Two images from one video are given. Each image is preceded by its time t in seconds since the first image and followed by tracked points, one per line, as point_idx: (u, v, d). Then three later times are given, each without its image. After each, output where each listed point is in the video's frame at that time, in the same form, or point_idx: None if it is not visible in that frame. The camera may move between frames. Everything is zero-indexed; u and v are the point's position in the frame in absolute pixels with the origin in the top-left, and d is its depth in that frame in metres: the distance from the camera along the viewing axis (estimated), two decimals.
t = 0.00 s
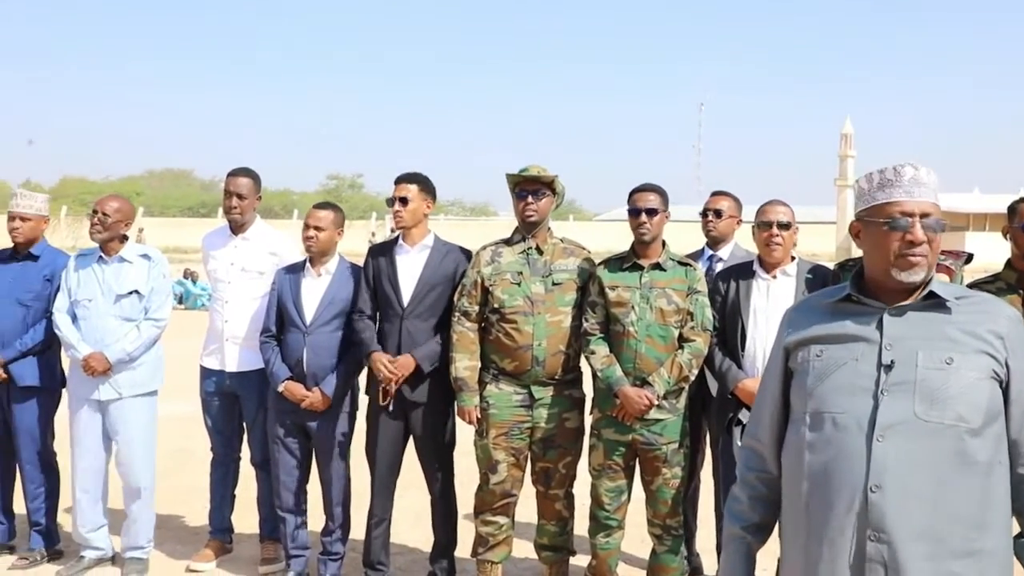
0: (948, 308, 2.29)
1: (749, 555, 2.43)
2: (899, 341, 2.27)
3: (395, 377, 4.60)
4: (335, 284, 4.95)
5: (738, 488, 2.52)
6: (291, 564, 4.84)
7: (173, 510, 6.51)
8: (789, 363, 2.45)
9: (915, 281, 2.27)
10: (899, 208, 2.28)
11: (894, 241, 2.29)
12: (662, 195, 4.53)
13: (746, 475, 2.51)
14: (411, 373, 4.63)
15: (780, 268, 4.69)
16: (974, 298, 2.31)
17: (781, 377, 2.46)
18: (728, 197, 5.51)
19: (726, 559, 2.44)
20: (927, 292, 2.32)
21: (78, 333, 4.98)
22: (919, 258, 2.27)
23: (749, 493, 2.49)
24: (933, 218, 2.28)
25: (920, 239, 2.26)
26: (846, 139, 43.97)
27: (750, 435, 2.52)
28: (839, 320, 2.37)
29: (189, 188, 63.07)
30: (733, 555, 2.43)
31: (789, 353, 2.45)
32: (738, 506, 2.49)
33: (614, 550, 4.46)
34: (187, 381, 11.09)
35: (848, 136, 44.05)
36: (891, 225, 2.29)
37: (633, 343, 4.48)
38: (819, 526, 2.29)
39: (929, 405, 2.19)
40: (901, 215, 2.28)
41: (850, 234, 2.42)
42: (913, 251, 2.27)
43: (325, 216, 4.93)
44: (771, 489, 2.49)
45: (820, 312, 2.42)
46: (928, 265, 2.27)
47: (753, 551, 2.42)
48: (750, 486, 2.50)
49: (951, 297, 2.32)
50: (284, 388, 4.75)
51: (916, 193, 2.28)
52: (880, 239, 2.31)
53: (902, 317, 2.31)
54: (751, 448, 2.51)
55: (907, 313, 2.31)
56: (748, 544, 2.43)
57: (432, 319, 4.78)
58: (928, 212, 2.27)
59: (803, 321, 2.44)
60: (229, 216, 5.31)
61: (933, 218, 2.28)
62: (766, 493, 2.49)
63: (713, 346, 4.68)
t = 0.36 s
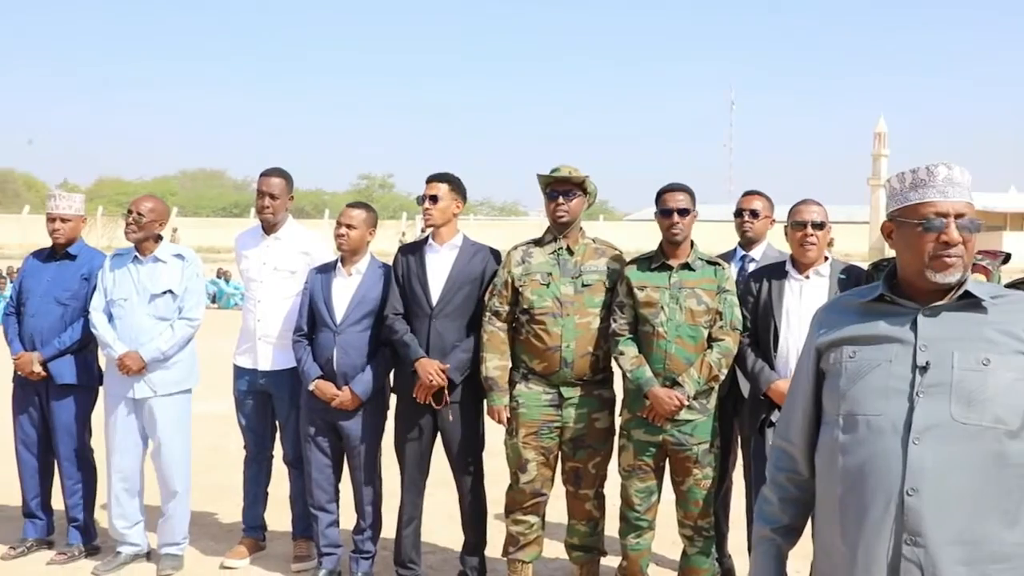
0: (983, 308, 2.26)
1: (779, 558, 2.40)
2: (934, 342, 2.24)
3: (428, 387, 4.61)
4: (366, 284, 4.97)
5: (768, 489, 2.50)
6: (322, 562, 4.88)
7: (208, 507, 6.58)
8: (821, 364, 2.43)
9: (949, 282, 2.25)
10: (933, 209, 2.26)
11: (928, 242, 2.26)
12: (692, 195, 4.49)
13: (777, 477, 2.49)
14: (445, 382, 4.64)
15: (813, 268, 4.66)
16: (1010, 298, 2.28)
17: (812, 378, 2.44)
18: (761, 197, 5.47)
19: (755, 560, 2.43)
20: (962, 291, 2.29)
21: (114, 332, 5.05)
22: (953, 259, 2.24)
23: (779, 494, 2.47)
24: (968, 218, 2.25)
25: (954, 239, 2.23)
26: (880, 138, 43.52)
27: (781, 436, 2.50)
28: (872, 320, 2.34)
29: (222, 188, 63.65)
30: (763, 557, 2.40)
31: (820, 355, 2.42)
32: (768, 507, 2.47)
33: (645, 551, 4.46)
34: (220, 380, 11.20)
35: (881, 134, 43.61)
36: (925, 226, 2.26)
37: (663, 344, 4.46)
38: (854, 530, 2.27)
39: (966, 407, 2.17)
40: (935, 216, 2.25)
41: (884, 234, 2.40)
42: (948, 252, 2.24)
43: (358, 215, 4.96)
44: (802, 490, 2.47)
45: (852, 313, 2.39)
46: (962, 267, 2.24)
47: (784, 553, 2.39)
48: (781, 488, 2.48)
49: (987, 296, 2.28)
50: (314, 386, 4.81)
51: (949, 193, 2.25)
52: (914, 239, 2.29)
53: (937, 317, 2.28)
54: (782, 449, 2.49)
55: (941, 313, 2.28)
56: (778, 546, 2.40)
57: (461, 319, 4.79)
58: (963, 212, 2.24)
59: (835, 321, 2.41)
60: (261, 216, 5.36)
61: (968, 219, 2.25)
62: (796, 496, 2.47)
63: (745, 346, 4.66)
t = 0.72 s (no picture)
0: None
1: (815, 561, 2.38)
2: (974, 343, 2.21)
3: (458, 389, 4.65)
4: (398, 284, 4.99)
5: (803, 492, 2.47)
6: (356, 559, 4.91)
7: (243, 505, 6.65)
8: (857, 365, 2.40)
9: (989, 280, 2.22)
10: (973, 206, 2.22)
11: (968, 240, 2.23)
12: (724, 195, 4.47)
13: (811, 479, 2.46)
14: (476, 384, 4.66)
15: (849, 268, 4.61)
16: None
17: (848, 379, 2.41)
18: (796, 196, 5.44)
19: (791, 563, 2.40)
20: (1002, 292, 2.25)
21: (152, 331, 5.11)
22: (993, 257, 2.21)
23: (815, 497, 2.44)
24: (1008, 215, 2.23)
25: (995, 237, 2.20)
26: (917, 136, 42.97)
27: (815, 438, 2.47)
28: (909, 321, 2.31)
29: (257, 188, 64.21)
30: (799, 560, 2.38)
31: (856, 355, 2.40)
32: (804, 510, 2.44)
33: (678, 552, 4.44)
34: (255, 379, 11.30)
35: (918, 132, 43.08)
36: (965, 224, 2.23)
37: (697, 345, 4.44)
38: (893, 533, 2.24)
39: (1008, 408, 2.14)
40: (975, 213, 2.22)
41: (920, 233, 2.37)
42: (988, 250, 2.21)
43: (389, 215, 4.97)
44: (838, 493, 2.44)
45: (889, 313, 2.36)
46: (1003, 265, 2.22)
47: (819, 556, 2.37)
48: (816, 490, 2.45)
49: None
50: (347, 385, 4.83)
51: (989, 190, 2.23)
52: (953, 237, 2.25)
53: (976, 317, 2.24)
54: (817, 451, 2.46)
55: (980, 313, 2.25)
56: (814, 551, 2.38)
57: (494, 319, 4.79)
58: (1003, 209, 2.22)
59: (871, 322, 2.38)
60: (296, 217, 5.41)
61: (1007, 216, 2.22)
62: (832, 498, 2.44)
63: (779, 347, 4.63)
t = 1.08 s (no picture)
0: None
1: (847, 565, 2.23)
2: (1014, 343, 2.08)
3: (486, 393, 4.64)
4: (426, 283, 4.99)
5: (835, 493, 2.32)
6: (384, 558, 4.92)
7: (273, 503, 6.68)
8: (891, 365, 2.26)
9: None
10: (1012, 202, 2.10)
11: (1007, 236, 2.10)
12: (756, 194, 4.42)
13: (843, 480, 2.31)
14: (503, 387, 4.64)
15: (883, 268, 4.55)
16: None
17: (883, 378, 2.27)
18: (824, 194, 5.37)
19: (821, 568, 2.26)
20: None
21: (184, 330, 5.15)
22: None
23: (847, 498, 2.29)
24: None
25: None
26: (950, 135, 42.46)
27: (847, 438, 2.32)
28: (945, 322, 2.18)
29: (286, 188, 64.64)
30: (830, 564, 2.23)
31: (890, 355, 2.26)
32: (836, 512, 2.29)
33: (708, 553, 4.40)
34: (285, 378, 11.38)
35: (951, 131, 42.56)
36: (1005, 219, 2.10)
37: (727, 345, 4.40)
38: (927, 536, 2.12)
39: None
40: (1015, 208, 2.10)
41: (958, 232, 2.24)
42: None
43: (417, 215, 4.98)
44: (871, 495, 2.29)
45: (924, 313, 2.23)
46: None
47: (852, 560, 2.22)
48: (848, 491, 2.30)
49: None
50: (375, 385, 4.85)
51: None
52: (992, 233, 2.13)
53: (1014, 318, 2.11)
54: (849, 451, 2.31)
55: (1019, 315, 2.11)
56: (846, 552, 2.23)
57: (522, 319, 4.78)
58: None
59: (905, 322, 2.25)
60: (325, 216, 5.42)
61: None
62: (866, 500, 2.29)
63: (810, 347, 4.57)
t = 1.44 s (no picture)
0: None
1: (877, 566, 2.18)
2: None
3: (509, 393, 4.64)
4: (449, 283, 5.00)
5: (865, 494, 2.26)
6: (408, 557, 4.93)
7: (296, 501, 6.71)
8: (921, 366, 2.17)
9: None
10: None
11: None
12: (783, 194, 4.39)
13: (873, 480, 2.24)
14: (526, 387, 4.64)
15: (910, 268, 4.50)
16: None
17: (912, 379, 2.18)
18: (843, 195, 5.32)
19: (851, 570, 2.21)
20: None
21: (210, 329, 5.18)
22: None
23: (877, 499, 2.22)
24: None
25: None
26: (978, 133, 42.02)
27: (877, 437, 2.25)
28: (976, 322, 2.10)
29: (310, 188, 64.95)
30: (860, 566, 2.18)
31: (921, 356, 2.17)
32: (866, 513, 2.23)
33: (732, 554, 4.38)
34: (309, 377, 11.43)
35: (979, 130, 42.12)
36: None
37: (753, 345, 4.38)
38: (955, 538, 2.05)
39: None
40: None
41: (989, 232, 2.15)
42: None
43: (440, 215, 4.97)
44: (902, 495, 2.21)
45: (954, 314, 2.15)
46: None
47: (881, 562, 2.17)
48: (877, 492, 2.23)
49: None
50: (398, 385, 4.84)
51: None
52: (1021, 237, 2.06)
53: None
54: (878, 451, 2.24)
55: None
56: (876, 554, 2.18)
57: (545, 318, 4.77)
58: None
59: (934, 322, 2.17)
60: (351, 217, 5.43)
61: None
62: (897, 500, 2.22)
63: (836, 347, 4.54)
